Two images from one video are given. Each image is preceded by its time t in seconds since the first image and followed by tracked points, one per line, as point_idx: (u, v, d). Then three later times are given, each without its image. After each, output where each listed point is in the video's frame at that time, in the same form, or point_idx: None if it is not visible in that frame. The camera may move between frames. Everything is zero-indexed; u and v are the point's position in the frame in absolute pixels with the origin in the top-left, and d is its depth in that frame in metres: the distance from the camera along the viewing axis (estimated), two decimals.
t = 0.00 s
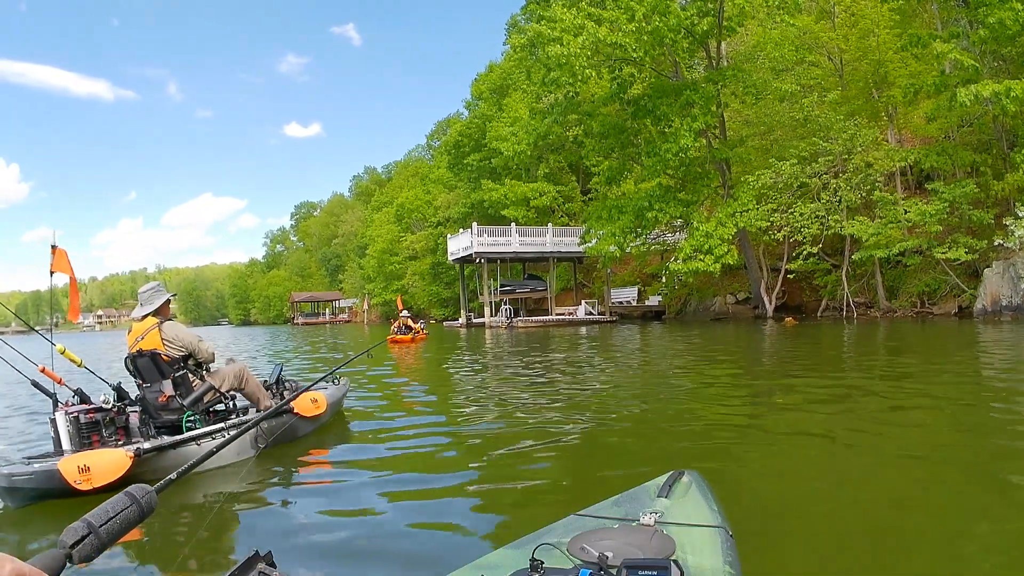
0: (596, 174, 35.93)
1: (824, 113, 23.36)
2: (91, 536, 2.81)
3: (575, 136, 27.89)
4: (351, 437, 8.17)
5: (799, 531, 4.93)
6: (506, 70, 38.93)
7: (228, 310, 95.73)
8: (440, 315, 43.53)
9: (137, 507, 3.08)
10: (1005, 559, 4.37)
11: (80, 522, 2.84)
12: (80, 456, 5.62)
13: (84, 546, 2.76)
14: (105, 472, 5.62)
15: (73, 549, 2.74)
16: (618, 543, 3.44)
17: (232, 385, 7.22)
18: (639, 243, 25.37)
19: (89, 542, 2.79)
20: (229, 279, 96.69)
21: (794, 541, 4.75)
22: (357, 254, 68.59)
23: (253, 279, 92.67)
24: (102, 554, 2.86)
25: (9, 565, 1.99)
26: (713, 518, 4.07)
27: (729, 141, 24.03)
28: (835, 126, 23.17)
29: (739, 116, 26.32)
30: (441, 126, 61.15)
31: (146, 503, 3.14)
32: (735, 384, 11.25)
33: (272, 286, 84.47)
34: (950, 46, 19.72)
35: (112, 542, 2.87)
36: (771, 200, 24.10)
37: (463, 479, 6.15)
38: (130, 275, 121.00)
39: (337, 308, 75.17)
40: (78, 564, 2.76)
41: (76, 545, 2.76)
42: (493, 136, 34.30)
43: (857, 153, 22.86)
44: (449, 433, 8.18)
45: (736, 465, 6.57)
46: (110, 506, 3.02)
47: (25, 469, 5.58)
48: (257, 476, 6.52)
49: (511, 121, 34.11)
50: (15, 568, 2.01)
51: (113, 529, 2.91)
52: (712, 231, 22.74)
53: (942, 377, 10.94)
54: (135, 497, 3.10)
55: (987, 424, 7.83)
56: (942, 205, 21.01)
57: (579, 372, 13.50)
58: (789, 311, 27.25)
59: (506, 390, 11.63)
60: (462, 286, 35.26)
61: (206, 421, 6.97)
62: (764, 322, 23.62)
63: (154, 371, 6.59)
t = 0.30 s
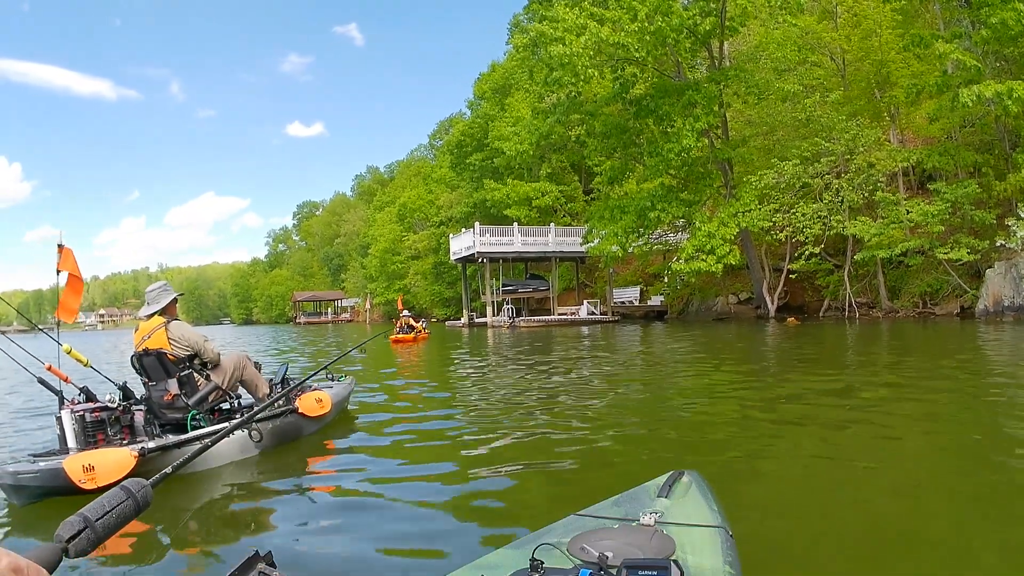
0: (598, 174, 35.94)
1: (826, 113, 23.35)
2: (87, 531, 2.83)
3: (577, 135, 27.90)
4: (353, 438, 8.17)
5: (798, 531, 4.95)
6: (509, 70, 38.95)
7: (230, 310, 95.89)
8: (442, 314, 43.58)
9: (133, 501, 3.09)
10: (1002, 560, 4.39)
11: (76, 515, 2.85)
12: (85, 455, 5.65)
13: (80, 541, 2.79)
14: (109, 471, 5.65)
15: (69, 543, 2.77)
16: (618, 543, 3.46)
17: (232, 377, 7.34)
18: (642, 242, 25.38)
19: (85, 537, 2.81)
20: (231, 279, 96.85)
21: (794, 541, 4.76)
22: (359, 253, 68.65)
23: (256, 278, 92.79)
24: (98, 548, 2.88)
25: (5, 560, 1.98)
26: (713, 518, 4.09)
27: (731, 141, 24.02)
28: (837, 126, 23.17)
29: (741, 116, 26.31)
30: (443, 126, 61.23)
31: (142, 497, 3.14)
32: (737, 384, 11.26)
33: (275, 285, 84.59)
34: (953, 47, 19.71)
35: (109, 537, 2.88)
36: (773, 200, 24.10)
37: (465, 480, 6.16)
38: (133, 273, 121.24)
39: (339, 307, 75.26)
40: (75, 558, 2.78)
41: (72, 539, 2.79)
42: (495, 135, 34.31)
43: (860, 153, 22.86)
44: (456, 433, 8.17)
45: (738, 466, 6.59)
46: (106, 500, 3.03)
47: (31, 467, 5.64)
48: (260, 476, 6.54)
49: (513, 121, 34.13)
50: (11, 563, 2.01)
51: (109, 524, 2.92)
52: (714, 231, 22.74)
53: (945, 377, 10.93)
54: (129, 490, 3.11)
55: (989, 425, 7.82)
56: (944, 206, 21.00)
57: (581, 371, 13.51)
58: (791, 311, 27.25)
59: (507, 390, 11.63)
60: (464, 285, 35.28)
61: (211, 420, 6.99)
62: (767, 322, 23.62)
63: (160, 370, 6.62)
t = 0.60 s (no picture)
0: (601, 173, 35.94)
1: (828, 113, 23.31)
2: (89, 530, 2.88)
3: (580, 134, 27.89)
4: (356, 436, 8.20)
5: (801, 531, 4.94)
6: (511, 69, 38.93)
7: (233, 308, 95.99)
8: (445, 313, 43.62)
9: (133, 501, 3.13)
10: (1006, 560, 4.38)
11: (78, 515, 2.89)
12: (89, 453, 5.69)
13: (81, 540, 2.83)
14: (112, 469, 5.68)
15: (70, 543, 2.81)
16: (618, 542, 3.48)
17: (236, 375, 7.32)
18: (644, 242, 25.36)
19: (87, 536, 2.85)
20: (234, 278, 96.94)
21: (795, 540, 4.77)
22: (362, 252, 68.70)
23: (258, 277, 92.86)
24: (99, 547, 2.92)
25: (6, 560, 2.04)
26: (712, 518, 4.11)
27: (733, 140, 23.99)
28: (840, 125, 23.14)
29: (744, 116, 26.28)
30: (446, 125, 61.24)
31: (141, 497, 3.19)
32: (738, 383, 11.27)
33: (278, 284, 84.68)
34: (955, 47, 19.68)
35: (109, 536, 2.92)
36: (776, 200, 24.07)
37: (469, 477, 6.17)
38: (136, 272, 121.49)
39: (341, 306, 75.30)
40: (76, 558, 2.82)
41: (73, 539, 2.82)
42: (498, 134, 34.30)
43: (862, 153, 22.83)
44: (458, 432, 8.18)
45: (741, 465, 6.59)
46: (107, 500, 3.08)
47: (36, 463, 5.70)
48: (263, 474, 6.56)
49: (516, 120, 34.11)
50: (13, 563, 2.07)
51: (109, 523, 2.96)
52: (716, 231, 22.72)
53: (946, 377, 10.94)
54: (130, 490, 3.15)
55: (991, 425, 7.81)
56: (946, 205, 20.96)
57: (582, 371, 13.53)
58: (794, 311, 27.24)
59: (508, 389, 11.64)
60: (467, 284, 35.29)
61: (216, 419, 7.02)
62: (769, 321, 23.60)
63: (166, 369, 6.66)
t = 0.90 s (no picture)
0: (602, 174, 35.95)
1: (829, 113, 23.32)
2: (89, 532, 2.73)
3: (581, 135, 27.92)
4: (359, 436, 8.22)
5: (801, 531, 4.94)
6: (512, 70, 38.96)
7: (235, 310, 96.10)
8: (447, 314, 43.65)
9: (134, 502, 2.97)
10: (1006, 560, 4.37)
11: (77, 517, 2.74)
12: (91, 453, 5.71)
13: (82, 542, 2.68)
14: (114, 469, 5.68)
15: (70, 543, 2.65)
16: (618, 543, 3.48)
17: (240, 376, 7.31)
18: (645, 242, 25.36)
19: (87, 537, 2.70)
20: (236, 279, 97.07)
21: (796, 541, 4.77)
22: (363, 253, 68.77)
23: (260, 278, 92.95)
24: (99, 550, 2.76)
25: (7, 560, 1.97)
26: (712, 518, 4.11)
27: (735, 140, 24.00)
28: (841, 126, 23.14)
29: (745, 116, 26.27)
30: (447, 126, 61.30)
31: (143, 499, 3.02)
32: (740, 384, 11.26)
33: (279, 285, 84.76)
34: (956, 46, 19.68)
35: (109, 539, 2.76)
36: (777, 201, 24.07)
37: (471, 480, 6.17)
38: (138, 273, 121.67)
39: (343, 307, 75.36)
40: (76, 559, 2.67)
41: (73, 540, 2.67)
42: (499, 135, 34.34)
43: (863, 153, 22.82)
44: (460, 433, 8.19)
45: (741, 466, 6.59)
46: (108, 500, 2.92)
47: (38, 463, 5.73)
48: (266, 475, 6.56)
49: (517, 121, 34.14)
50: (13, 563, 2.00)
51: (109, 525, 2.81)
52: (718, 231, 22.73)
53: (947, 377, 10.94)
54: (131, 492, 2.99)
55: (993, 425, 7.80)
56: (947, 205, 20.96)
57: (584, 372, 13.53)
58: (796, 311, 27.23)
59: (509, 390, 11.63)
60: (469, 285, 35.30)
61: (219, 419, 7.03)
62: (771, 322, 23.61)
63: (169, 369, 6.69)
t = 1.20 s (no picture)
0: (603, 173, 35.95)
1: (831, 112, 23.31)
2: (90, 538, 2.79)
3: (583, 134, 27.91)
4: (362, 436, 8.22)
5: (801, 531, 4.95)
6: (514, 69, 38.94)
7: (237, 310, 96.20)
8: (448, 314, 43.67)
9: (134, 508, 3.03)
10: (1005, 561, 4.38)
11: (78, 522, 2.80)
12: (93, 449, 5.75)
13: (82, 548, 2.74)
14: (115, 465, 5.73)
15: (71, 551, 2.72)
16: (618, 543, 3.50)
17: (244, 376, 7.30)
18: (647, 242, 25.35)
19: (88, 543, 2.77)
20: (238, 278, 97.16)
21: (796, 540, 4.78)
22: (365, 252, 68.81)
23: (262, 277, 93.02)
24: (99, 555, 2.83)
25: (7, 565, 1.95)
26: (712, 518, 4.13)
27: (736, 140, 23.99)
28: (842, 125, 23.13)
29: (746, 116, 26.25)
30: (449, 125, 61.33)
31: (143, 504, 3.08)
32: (741, 383, 11.27)
33: (281, 285, 84.80)
34: (957, 46, 19.67)
35: (108, 545, 2.83)
36: (779, 200, 24.04)
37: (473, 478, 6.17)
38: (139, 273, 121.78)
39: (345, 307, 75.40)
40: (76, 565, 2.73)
41: (74, 547, 2.73)
42: (501, 135, 34.33)
43: (865, 152, 22.79)
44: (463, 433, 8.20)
45: (742, 465, 6.59)
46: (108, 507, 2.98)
47: (41, 459, 5.75)
48: (268, 473, 6.56)
49: (519, 121, 34.14)
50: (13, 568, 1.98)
51: (110, 531, 2.87)
52: (719, 230, 22.72)
53: (949, 376, 10.94)
54: (131, 498, 3.04)
55: (993, 424, 7.80)
56: (948, 204, 20.95)
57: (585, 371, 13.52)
58: (797, 310, 27.21)
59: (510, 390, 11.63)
60: (471, 285, 35.32)
61: (222, 418, 7.05)
62: (773, 321, 23.59)
63: (173, 368, 6.72)
